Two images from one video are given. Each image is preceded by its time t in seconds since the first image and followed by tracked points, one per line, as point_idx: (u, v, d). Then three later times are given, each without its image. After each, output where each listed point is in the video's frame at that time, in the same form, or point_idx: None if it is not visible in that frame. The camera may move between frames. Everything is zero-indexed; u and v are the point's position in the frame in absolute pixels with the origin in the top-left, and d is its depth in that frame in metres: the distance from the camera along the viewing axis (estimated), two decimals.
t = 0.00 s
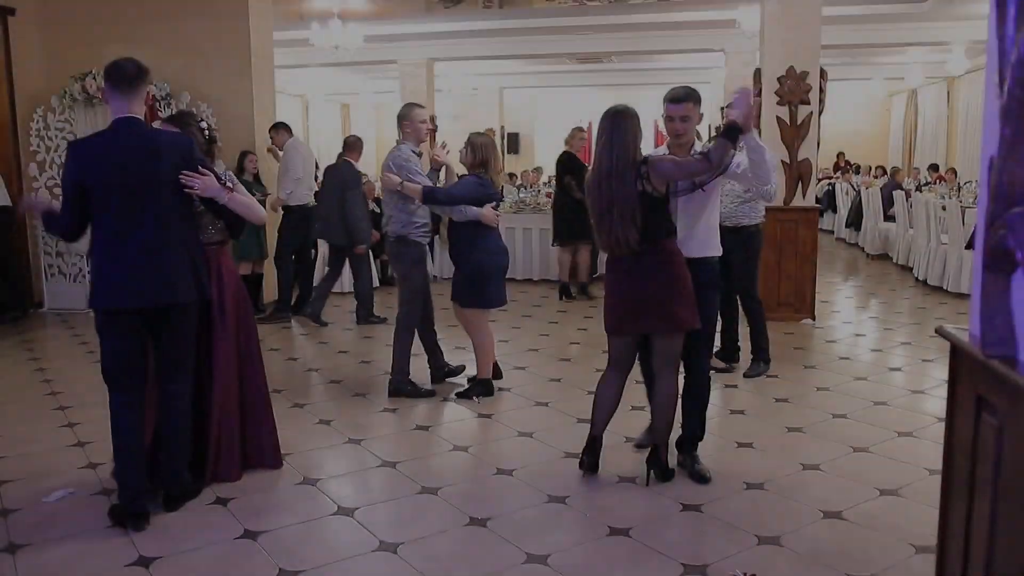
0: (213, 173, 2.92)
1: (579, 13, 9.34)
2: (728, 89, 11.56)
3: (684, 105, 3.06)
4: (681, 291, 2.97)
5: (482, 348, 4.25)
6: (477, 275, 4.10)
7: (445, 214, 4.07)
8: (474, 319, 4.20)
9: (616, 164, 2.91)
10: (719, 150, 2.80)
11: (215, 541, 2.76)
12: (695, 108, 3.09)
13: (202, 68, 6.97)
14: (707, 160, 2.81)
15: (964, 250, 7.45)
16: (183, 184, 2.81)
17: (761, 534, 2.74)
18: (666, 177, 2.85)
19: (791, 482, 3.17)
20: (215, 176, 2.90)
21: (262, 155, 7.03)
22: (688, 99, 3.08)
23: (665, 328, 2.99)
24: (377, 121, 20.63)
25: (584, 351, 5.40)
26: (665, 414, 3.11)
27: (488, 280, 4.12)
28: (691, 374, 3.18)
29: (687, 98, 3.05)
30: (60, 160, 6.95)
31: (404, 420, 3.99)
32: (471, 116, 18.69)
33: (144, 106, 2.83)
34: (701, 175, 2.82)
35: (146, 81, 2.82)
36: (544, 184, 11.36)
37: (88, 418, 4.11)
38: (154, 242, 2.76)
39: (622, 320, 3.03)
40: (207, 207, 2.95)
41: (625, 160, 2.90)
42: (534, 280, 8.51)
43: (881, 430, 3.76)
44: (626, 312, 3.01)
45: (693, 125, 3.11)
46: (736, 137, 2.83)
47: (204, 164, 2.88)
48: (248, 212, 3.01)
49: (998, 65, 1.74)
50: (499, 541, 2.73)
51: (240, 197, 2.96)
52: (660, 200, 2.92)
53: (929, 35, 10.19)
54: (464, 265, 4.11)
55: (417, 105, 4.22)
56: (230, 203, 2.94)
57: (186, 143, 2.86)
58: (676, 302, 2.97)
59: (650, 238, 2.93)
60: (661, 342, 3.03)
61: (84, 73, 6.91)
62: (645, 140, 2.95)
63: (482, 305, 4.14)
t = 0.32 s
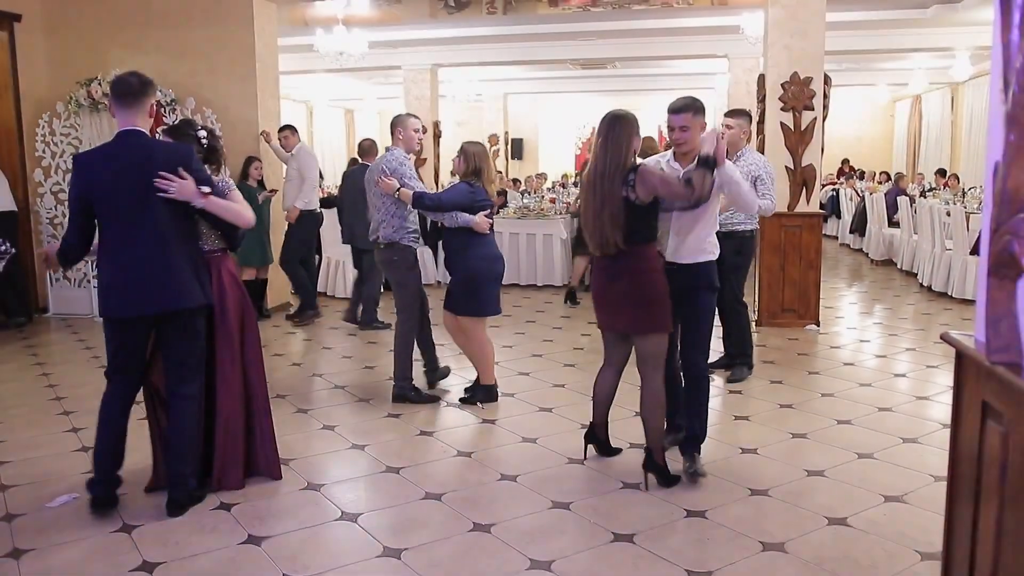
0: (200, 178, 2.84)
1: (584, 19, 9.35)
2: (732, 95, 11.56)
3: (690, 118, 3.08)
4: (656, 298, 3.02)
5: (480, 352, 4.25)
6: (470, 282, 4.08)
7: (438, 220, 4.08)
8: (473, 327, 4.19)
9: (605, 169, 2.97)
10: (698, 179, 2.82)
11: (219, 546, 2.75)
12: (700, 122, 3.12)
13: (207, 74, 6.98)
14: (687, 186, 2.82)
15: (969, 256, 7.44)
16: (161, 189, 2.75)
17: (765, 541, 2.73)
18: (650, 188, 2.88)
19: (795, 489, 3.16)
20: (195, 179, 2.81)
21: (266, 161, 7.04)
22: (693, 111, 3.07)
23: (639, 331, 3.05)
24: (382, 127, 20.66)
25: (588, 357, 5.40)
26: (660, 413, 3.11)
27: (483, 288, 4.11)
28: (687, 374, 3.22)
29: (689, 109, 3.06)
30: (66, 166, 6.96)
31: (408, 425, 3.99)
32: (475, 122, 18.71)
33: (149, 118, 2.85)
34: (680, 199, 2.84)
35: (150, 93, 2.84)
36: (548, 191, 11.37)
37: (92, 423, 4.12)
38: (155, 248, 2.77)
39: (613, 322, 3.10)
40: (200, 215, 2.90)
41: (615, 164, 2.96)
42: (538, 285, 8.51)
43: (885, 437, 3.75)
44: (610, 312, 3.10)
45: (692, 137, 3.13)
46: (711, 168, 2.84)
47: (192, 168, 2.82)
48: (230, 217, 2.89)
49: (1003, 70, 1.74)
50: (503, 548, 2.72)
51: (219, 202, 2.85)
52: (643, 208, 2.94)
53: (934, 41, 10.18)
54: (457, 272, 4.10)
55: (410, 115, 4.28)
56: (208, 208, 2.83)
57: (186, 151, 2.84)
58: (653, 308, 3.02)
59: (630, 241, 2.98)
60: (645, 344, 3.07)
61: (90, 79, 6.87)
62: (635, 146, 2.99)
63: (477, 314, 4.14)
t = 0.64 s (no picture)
0: (158, 186, 2.74)
1: (588, 21, 9.36)
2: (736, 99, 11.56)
3: (702, 124, 3.19)
4: (648, 301, 3.10)
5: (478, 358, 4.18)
6: (457, 284, 4.07)
7: (424, 221, 4.04)
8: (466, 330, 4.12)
9: (602, 175, 3.05)
10: (691, 224, 2.96)
11: (224, 550, 2.76)
12: (709, 127, 3.20)
13: (212, 78, 7.00)
14: (678, 224, 2.95)
15: (975, 259, 7.43)
16: (114, 193, 2.71)
17: (770, 545, 2.73)
18: (643, 205, 2.96)
19: (800, 493, 3.15)
20: (150, 190, 2.72)
21: (271, 165, 7.06)
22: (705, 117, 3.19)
23: (632, 332, 3.11)
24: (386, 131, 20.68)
25: (592, 360, 5.39)
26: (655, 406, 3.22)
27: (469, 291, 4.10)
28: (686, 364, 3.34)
29: (698, 113, 3.18)
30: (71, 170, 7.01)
31: (412, 428, 4.00)
32: (480, 125, 18.71)
33: (129, 122, 2.84)
34: (669, 232, 2.98)
35: (133, 96, 2.84)
36: (553, 195, 11.37)
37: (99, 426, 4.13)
38: (106, 249, 2.79)
39: (604, 324, 3.15)
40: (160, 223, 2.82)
41: (615, 172, 3.05)
42: (542, 289, 8.50)
43: (891, 441, 3.73)
44: (594, 311, 3.17)
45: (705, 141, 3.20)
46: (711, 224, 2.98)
47: (153, 173, 2.74)
48: (179, 231, 2.76)
49: (1009, 73, 1.74)
50: (507, 551, 2.72)
51: (170, 217, 2.73)
52: (632, 219, 3.04)
53: (939, 44, 10.17)
54: (444, 275, 4.09)
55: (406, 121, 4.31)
56: (160, 220, 2.73)
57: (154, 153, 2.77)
58: (647, 310, 3.10)
59: (614, 245, 3.07)
60: (640, 344, 3.14)
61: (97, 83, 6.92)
62: (634, 155, 3.08)
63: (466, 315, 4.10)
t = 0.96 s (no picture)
0: (117, 197, 2.79)
1: (593, 24, 9.37)
2: (741, 101, 11.55)
3: (724, 126, 3.15)
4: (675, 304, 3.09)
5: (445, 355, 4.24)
6: (429, 292, 4.08)
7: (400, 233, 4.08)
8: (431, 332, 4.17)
9: (630, 177, 3.03)
10: (729, 221, 3.00)
11: (228, 552, 2.76)
12: (731, 128, 3.16)
13: (216, 80, 7.01)
14: (716, 220, 2.99)
15: (981, 263, 7.41)
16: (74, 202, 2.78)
17: (776, 549, 2.72)
18: (678, 206, 3.00)
19: (806, 496, 3.15)
20: (109, 202, 2.76)
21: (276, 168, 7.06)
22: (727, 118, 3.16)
23: (660, 333, 3.11)
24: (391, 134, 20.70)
25: (598, 363, 5.38)
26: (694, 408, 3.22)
27: (447, 294, 4.12)
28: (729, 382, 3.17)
29: (719, 115, 3.16)
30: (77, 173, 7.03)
31: (417, 431, 3.99)
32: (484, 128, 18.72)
33: (106, 127, 2.89)
34: (707, 228, 3.01)
35: (110, 100, 2.88)
36: (558, 197, 11.38)
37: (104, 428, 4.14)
38: (66, 251, 2.85)
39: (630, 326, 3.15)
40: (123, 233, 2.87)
41: (641, 172, 3.03)
42: (547, 291, 8.50)
43: (896, 444, 3.72)
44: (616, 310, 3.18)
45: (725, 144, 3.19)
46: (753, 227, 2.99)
47: (111, 183, 2.79)
48: (129, 247, 2.79)
49: (1015, 77, 1.73)
50: (513, 554, 2.72)
51: (126, 232, 2.77)
52: (667, 220, 3.05)
53: (944, 47, 10.15)
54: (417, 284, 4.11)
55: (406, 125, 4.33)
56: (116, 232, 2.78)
57: (117, 161, 2.81)
58: (668, 310, 3.09)
59: (646, 246, 3.06)
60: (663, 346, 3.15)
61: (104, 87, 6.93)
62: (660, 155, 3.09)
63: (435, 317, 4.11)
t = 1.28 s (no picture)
0: (91, 199, 2.72)
1: (598, 26, 9.37)
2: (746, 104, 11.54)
3: (745, 125, 3.12)
4: (720, 306, 3.10)
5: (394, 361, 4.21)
6: (407, 299, 4.04)
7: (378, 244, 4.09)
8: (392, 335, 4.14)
9: (657, 178, 3.04)
10: (763, 171, 2.91)
11: (235, 554, 2.76)
12: (753, 127, 3.13)
13: (222, 83, 7.03)
14: (748, 177, 2.93)
15: (987, 265, 7.39)
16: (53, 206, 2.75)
17: (781, 552, 2.71)
18: (707, 190, 2.99)
19: (812, 500, 3.14)
20: (82, 205, 2.71)
21: (281, 171, 7.07)
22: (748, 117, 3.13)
23: (703, 337, 3.11)
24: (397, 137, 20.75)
25: (603, 366, 5.38)
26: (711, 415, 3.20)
27: (421, 305, 4.05)
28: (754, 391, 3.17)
29: (741, 113, 3.12)
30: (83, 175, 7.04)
31: (422, 434, 3.99)
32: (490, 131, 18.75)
33: (93, 129, 2.83)
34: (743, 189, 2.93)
35: (93, 102, 2.80)
36: (564, 200, 11.39)
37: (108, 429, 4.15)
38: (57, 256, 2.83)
39: (668, 328, 3.16)
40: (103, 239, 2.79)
41: (668, 170, 3.04)
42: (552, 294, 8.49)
43: (903, 448, 3.71)
44: (664, 315, 3.17)
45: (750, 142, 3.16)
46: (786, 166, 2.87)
47: (84, 185, 2.72)
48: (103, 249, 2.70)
49: None
50: (516, 557, 2.71)
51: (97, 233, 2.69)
52: (704, 214, 3.06)
53: (949, 49, 10.14)
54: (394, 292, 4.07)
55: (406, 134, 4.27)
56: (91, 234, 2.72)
57: (93, 164, 2.75)
58: (711, 304, 3.08)
59: (692, 245, 3.07)
60: (700, 350, 3.15)
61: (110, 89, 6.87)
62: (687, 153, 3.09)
63: (401, 327, 4.11)
